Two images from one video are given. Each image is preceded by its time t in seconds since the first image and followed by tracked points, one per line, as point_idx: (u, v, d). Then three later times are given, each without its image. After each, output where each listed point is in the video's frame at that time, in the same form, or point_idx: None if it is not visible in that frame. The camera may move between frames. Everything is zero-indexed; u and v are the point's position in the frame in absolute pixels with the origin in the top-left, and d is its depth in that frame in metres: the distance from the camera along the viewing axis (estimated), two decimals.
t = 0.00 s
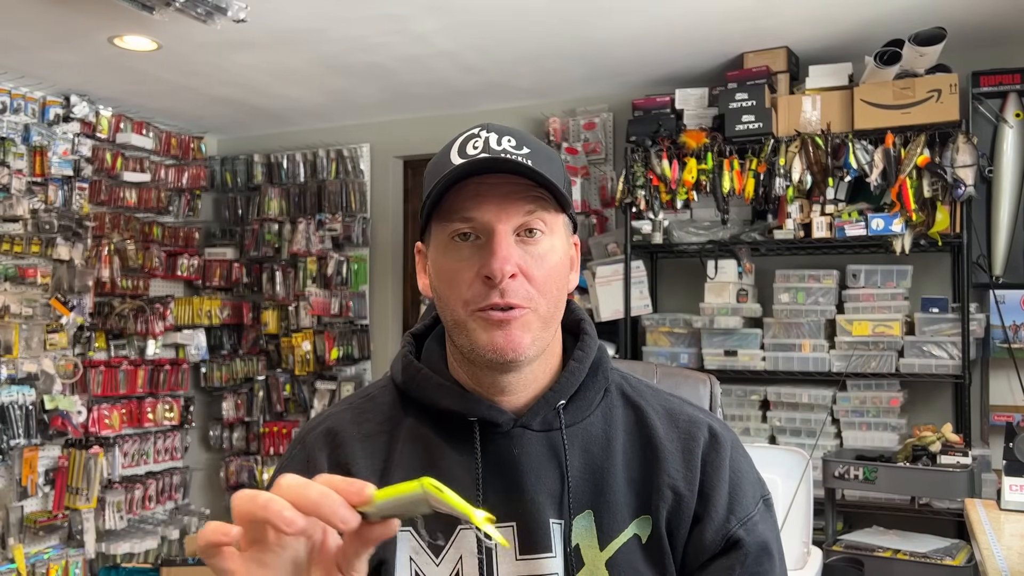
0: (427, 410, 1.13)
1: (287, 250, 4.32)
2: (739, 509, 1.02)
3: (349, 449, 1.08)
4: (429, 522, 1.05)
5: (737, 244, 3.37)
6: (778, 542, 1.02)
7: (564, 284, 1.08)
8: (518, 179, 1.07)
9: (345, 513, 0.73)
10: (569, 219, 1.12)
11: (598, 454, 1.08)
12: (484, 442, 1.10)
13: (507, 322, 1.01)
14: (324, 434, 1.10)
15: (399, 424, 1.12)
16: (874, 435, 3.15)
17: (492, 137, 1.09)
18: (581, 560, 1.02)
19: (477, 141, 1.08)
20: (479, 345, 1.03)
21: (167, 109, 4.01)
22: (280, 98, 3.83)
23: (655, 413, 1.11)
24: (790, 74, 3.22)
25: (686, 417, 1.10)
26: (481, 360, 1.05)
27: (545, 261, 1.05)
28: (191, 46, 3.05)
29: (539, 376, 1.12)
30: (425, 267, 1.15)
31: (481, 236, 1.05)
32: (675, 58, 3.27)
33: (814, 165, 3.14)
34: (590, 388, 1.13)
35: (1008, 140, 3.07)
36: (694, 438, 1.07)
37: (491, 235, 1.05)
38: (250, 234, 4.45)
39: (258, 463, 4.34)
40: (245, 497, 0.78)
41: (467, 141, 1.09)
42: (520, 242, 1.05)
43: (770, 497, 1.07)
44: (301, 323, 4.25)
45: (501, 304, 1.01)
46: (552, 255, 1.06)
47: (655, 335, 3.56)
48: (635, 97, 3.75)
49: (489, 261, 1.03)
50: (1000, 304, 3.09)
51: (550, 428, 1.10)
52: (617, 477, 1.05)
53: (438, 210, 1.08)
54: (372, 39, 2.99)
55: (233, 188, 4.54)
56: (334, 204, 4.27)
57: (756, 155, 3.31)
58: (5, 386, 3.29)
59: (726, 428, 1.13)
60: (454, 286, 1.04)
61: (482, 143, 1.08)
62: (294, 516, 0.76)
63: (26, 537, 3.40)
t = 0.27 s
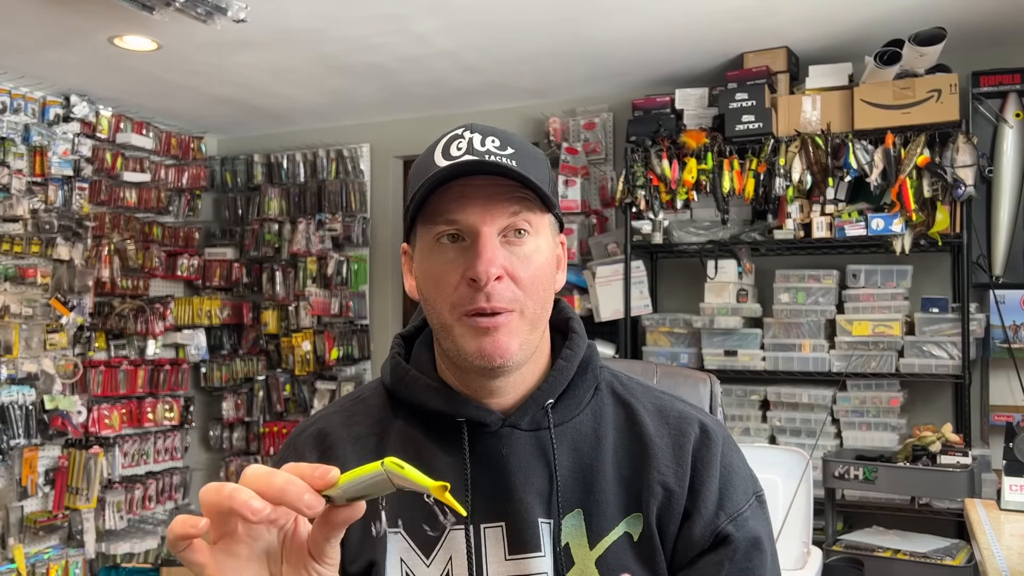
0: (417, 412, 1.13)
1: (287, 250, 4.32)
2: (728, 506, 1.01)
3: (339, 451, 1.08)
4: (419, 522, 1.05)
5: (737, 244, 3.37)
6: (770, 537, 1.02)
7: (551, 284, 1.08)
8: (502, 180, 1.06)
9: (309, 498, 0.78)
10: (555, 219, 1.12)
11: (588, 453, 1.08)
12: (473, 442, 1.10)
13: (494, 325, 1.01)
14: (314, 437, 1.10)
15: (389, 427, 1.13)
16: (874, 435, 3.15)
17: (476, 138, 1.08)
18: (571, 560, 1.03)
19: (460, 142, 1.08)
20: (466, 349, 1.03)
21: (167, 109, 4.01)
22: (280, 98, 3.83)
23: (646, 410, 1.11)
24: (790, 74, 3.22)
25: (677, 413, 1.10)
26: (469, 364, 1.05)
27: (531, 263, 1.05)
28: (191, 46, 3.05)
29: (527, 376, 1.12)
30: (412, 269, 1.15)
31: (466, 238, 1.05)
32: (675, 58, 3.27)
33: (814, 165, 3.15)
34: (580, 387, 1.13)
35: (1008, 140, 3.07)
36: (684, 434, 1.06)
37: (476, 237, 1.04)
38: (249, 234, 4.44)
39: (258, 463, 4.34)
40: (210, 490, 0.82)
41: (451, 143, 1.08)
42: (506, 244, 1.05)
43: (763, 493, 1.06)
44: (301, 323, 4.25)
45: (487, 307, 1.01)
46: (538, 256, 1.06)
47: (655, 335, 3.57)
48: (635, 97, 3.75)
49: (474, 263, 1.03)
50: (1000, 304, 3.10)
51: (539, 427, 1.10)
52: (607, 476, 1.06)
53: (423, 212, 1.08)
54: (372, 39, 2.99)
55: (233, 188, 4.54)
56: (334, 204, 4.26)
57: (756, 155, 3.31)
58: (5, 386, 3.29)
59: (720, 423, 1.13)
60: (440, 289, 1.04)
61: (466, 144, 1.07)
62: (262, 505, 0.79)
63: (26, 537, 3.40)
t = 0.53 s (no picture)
0: (413, 414, 1.13)
1: (287, 250, 4.32)
2: (724, 508, 1.02)
3: (337, 453, 1.08)
4: (415, 523, 1.05)
5: (737, 244, 3.37)
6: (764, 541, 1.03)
7: (541, 284, 1.08)
8: (488, 182, 1.06)
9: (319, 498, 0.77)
10: (544, 218, 1.11)
11: (584, 454, 1.08)
12: (469, 443, 1.10)
13: (483, 328, 1.02)
14: (312, 437, 1.10)
15: (386, 428, 1.13)
16: (874, 435, 3.15)
17: (461, 141, 1.07)
18: (567, 560, 1.02)
19: (446, 146, 1.07)
20: (456, 352, 1.03)
21: (167, 109, 4.01)
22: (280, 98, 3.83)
23: (643, 413, 1.11)
24: (790, 74, 3.22)
25: (674, 416, 1.10)
26: (460, 367, 1.05)
27: (519, 264, 1.05)
28: (191, 46, 3.05)
29: (521, 376, 1.12)
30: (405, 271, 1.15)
31: (454, 242, 1.05)
32: (675, 58, 3.27)
33: (814, 165, 3.14)
34: (576, 388, 1.13)
35: (1008, 140, 3.07)
36: (681, 436, 1.07)
37: (463, 240, 1.04)
38: (249, 234, 4.44)
39: (258, 463, 4.34)
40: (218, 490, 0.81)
41: (436, 146, 1.07)
42: (493, 246, 1.05)
43: (758, 497, 1.07)
44: (301, 323, 4.25)
45: (475, 310, 1.01)
46: (526, 257, 1.06)
47: (655, 335, 3.56)
48: (635, 97, 3.75)
49: (461, 267, 1.03)
50: (1000, 304, 3.10)
51: (535, 428, 1.10)
52: (604, 477, 1.06)
53: (412, 216, 1.08)
54: (372, 39, 2.99)
55: (233, 189, 4.54)
56: (334, 204, 4.26)
57: (756, 155, 3.31)
58: (5, 386, 3.29)
59: (715, 427, 1.13)
60: (430, 293, 1.04)
61: (452, 147, 1.06)
62: (271, 504, 0.78)
63: (26, 537, 3.41)
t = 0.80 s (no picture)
0: (414, 413, 1.13)
1: (287, 250, 4.32)
2: (724, 504, 1.02)
3: (339, 453, 1.08)
4: (417, 522, 1.05)
5: (737, 244, 3.37)
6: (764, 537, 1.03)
7: (534, 285, 1.07)
8: (478, 186, 1.05)
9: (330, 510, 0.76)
10: (538, 218, 1.10)
11: (585, 452, 1.08)
12: (470, 441, 1.10)
13: (475, 332, 1.02)
14: (314, 438, 1.10)
15: (387, 428, 1.12)
16: (874, 435, 3.15)
17: (452, 145, 1.07)
18: (569, 557, 1.03)
19: (437, 150, 1.07)
20: (450, 355, 1.04)
21: (167, 109, 4.01)
22: (280, 98, 3.83)
23: (643, 410, 1.11)
24: (790, 74, 3.22)
25: (674, 412, 1.10)
26: (455, 367, 1.06)
27: (511, 266, 1.04)
28: (191, 46, 3.05)
29: (520, 375, 1.12)
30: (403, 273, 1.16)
31: (446, 246, 1.05)
32: (675, 58, 3.27)
33: (814, 165, 3.14)
34: (576, 386, 1.13)
35: (1008, 140, 3.07)
36: (682, 432, 1.07)
37: (455, 245, 1.04)
38: (249, 234, 4.44)
39: (258, 463, 4.34)
40: (230, 498, 0.80)
41: (427, 150, 1.07)
42: (485, 249, 1.05)
43: (758, 492, 1.07)
44: (301, 323, 4.26)
45: (467, 315, 1.01)
46: (518, 259, 1.06)
47: (655, 335, 3.56)
48: (635, 97, 3.75)
49: (453, 271, 1.03)
50: (1000, 304, 3.09)
51: (536, 426, 1.10)
52: (605, 474, 1.06)
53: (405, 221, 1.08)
54: (372, 39, 2.99)
55: (233, 188, 4.54)
56: (334, 204, 4.27)
57: (756, 155, 3.31)
58: (5, 386, 3.29)
59: (715, 423, 1.13)
60: (423, 297, 1.04)
61: (442, 151, 1.06)
62: (283, 514, 0.76)
63: (26, 537, 3.41)
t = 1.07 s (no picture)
0: (417, 413, 1.13)
1: (287, 250, 4.32)
2: (722, 502, 1.01)
3: (342, 452, 1.08)
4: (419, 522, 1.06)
5: (737, 244, 3.37)
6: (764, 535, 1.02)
7: (545, 288, 1.08)
8: (493, 188, 1.05)
9: (349, 523, 0.75)
10: (550, 221, 1.11)
11: (587, 452, 1.08)
12: (473, 441, 1.10)
13: (486, 334, 1.02)
14: (317, 437, 1.10)
15: (390, 427, 1.12)
16: (874, 435, 3.15)
17: (468, 143, 1.07)
18: (571, 557, 1.03)
19: (453, 148, 1.07)
20: (459, 356, 1.04)
21: (167, 109, 4.01)
22: (280, 98, 3.83)
23: (645, 411, 1.11)
24: (790, 74, 3.22)
25: (675, 412, 1.10)
26: (462, 368, 1.06)
27: (524, 270, 1.05)
28: (191, 46, 3.05)
29: (525, 376, 1.13)
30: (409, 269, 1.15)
31: (459, 247, 1.04)
32: (675, 58, 3.27)
33: (814, 165, 3.15)
34: (579, 387, 1.13)
35: (1008, 140, 3.07)
36: (683, 432, 1.07)
37: (468, 246, 1.04)
38: (249, 234, 4.44)
39: (258, 463, 4.34)
40: (248, 509, 0.79)
41: (443, 148, 1.07)
42: (498, 251, 1.04)
43: (759, 492, 1.06)
44: (301, 323, 4.26)
45: (478, 317, 1.01)
46: (531, 263, 1.06)
47: (655, 335, 3.57)
48: (635, 97, 3.75)
49: (465, 273, 1.03)
50: (1000, 304, 3.10)
51: (539, 426, 1.11)
52: (606, 474, 1.06)
53: (418, 218, 1.07)
54: (371, 38, 2.99)
55: (233, 189, 4.54)
56: (334, 204, 4.27)
57: (756, 155, 3.31)
58: (5, 386, 3.29)
59: (717, 424, 1.13)
60: (433, 297, 1.04)
61: (458, 150, 1.06)
62: (303, 527, 0.76)
63: (26, 537, 3.41)
